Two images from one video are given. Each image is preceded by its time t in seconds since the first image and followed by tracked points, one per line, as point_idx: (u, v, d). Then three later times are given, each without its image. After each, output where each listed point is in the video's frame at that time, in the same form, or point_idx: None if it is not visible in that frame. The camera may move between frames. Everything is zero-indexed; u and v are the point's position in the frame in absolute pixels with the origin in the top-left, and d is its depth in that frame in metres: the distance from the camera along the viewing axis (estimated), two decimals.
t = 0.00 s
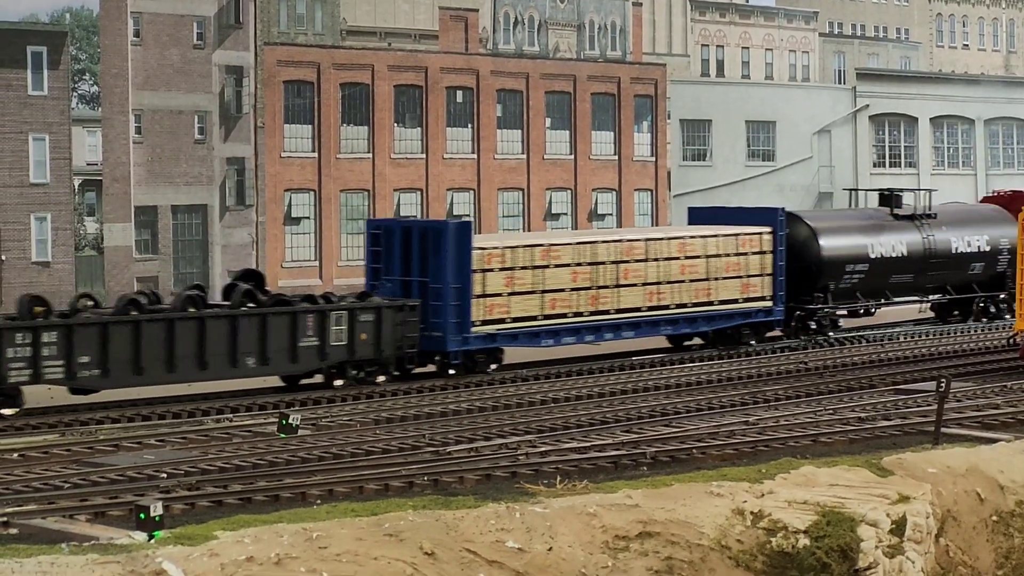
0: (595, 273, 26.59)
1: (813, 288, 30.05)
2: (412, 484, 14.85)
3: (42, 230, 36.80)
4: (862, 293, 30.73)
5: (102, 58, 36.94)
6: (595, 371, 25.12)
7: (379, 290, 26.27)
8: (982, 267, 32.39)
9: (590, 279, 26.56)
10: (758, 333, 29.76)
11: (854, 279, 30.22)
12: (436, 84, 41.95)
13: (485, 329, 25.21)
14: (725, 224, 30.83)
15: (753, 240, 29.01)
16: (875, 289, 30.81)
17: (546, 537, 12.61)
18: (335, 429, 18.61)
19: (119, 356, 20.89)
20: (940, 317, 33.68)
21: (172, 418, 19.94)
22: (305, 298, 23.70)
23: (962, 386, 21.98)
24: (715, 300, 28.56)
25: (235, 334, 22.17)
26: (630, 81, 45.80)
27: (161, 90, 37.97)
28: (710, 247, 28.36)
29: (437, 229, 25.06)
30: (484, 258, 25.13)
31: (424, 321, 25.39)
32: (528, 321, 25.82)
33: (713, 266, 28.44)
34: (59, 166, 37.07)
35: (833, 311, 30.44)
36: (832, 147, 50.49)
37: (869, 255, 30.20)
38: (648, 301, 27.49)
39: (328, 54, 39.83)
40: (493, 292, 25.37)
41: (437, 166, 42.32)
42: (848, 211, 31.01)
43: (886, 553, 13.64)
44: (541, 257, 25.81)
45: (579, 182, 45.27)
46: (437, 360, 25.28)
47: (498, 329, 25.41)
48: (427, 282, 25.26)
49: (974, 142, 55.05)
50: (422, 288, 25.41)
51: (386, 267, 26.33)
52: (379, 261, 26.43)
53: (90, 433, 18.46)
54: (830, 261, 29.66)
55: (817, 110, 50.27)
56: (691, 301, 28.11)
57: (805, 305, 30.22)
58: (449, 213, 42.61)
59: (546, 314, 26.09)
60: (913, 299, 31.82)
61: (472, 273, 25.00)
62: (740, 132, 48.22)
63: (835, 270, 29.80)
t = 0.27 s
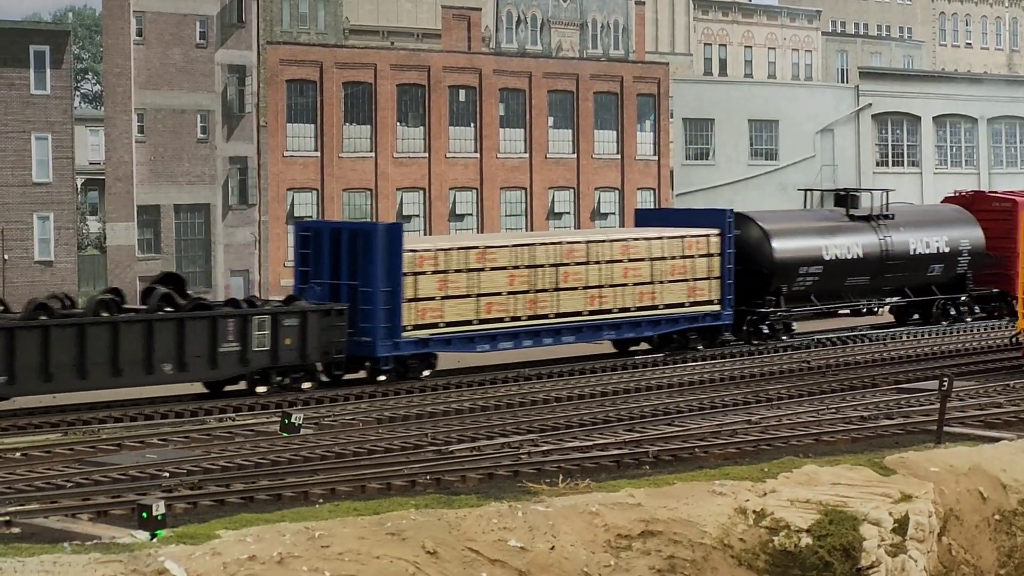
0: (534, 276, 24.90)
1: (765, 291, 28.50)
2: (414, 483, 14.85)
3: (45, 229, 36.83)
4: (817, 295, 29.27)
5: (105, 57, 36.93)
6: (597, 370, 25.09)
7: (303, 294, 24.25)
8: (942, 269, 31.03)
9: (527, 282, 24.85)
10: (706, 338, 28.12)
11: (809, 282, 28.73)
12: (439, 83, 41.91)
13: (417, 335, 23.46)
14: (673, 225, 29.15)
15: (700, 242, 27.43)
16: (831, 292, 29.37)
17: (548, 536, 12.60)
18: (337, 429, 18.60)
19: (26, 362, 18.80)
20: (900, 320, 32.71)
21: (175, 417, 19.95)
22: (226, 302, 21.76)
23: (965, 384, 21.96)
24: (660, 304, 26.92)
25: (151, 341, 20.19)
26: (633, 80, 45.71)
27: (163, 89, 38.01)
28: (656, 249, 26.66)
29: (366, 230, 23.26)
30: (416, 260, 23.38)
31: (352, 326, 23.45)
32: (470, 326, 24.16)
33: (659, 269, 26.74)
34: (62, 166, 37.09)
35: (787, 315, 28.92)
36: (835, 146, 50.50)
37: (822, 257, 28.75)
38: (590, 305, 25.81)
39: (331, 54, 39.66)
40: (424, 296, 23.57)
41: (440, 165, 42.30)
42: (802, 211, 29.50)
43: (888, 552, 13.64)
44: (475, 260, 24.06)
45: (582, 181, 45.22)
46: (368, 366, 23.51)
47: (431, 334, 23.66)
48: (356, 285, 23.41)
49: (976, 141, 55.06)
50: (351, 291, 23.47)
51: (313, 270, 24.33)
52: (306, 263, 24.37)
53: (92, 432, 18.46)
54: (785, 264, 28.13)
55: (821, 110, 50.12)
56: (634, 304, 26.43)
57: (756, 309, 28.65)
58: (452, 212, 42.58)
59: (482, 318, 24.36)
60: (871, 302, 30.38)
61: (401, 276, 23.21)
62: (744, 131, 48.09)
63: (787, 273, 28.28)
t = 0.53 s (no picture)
0: (468, 281, 24.23)
1: (712, 296, 27.90)
2: (417, 483, 14.86)
3: (48, 229, 36.89)
4: (767, 300, 28.70)
5: (107, 58, 37.00)
6: (600, 371, 25.08)
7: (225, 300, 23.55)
8: (898, 272, 30.45)
9: (461, 287, 24.22)
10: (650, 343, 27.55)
11: (757, 286, 28.15)
12: (441, 83, 41.88)
13: (343, 341, 22.82)
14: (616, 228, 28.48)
15: (643, 245, 26.77)
16: (781, 296, 28.80)
17: (551, 536, 12.60)
18: (340, 429, 18.62)
19: None
20: (856, 324, 31.84)
21: (177, 418, 19.97)
22: (146, 308, 21.23)
23: (967, 384, 21.95)
24: (601, 309, 26.29)
25: (61, 346, 19.60)
26: (635, 80, 45.76)
27: (166, 89, 38.03)
28: (596, 253, 26.03)
29: (292, 233, 22.61)
30: (342, 264, 22.76)
31: (276, 332, 22.84)
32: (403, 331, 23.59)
33: (597, 274, 26.11)
34: (64, 166, 37.09)
35: (734, 320, 28.29)
36: (837, 146, 50.47)
37: (772, 260, 28.13)
38: (526, 310, 25.21)
39: (333, 54, 39.71)
40: (351, 301, 22.96)
41: (443, 166, 42.30)
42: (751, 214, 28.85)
43: (890, 552, 13.64)
44: (407, 263, 23.41)
45: (585, 181, 45.22)
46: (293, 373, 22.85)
47: (359, 339, 23.04)
48: (281, 290, 22.73)
49: (979, 140, 55.03)
50: (274, 297, 22.85)
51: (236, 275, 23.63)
52: (229, 268, 23.62)
53: (95, 433, 18.48)
54: (731, 269, 27.51)
55: (823, 110, 50.07)
56: (574, 310, 25.86)
57: (704, 313, 28.00)
58: (454, 212, 42.59)
59: (413, 324, 23.73)
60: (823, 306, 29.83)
61: (326, 281, 22.58)
62: (746, 131, 48.09)
63: (734, 278, 27.65)
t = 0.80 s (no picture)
0: (398, 286, 23.37)
1: (655, 302, 27.13)
2: (418, 484, 14.85)
3: (49, 230, 36.89)
4: (713, 305, 27.96)
5: (109, 59, 37.07)
6: (602, 372, 25.07)
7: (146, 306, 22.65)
8: (852, 276, 29.72)
9: (390, 292, 23.34)
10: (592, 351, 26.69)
11: (704, 292, 27.39)
12: (443, 84, 41.87)
13: (266, 348, 21.96)
14: (557, 232, 27.55)
15: (584, 250, 25.94)
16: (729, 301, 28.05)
17: (552, 537, 12.60)
18: (341, 430, 18.61)
19: None
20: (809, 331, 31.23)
21: (179, 419, 19.97)
22: (55, 314, 20.30)
23: (969, 385, 21.95)
24: (538, 316, 25.41)
25: None
26: (638, 80, 45.72)
27: (167, 90, 38.14)
28: (534, 258, 25.16)
29: (211, 235, 21.68)
30: (265, 270, 21.85)
31: (194, 339, 21.96)
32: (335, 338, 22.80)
33: (536, 280, 25.25)
34: (65, 167, 37.11)
35: (680, 326, 27.53)
36: (839, 147, 50.42)
37: (720, 266, 27.35)
38: (461, 317, 24.32)
39: (335, 55, 39.73)
40: (275, 308, 22.06)
41: (444, 167, 42.30)
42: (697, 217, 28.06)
43: (892, 553, 13.66)
44: (333, 268, 22.55)
45: (587, 182, 45.26)
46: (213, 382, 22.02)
47: (282, 347, 22.17)
48: (200, 296, 21.82)
49: (980, 141, 55.00)
50: (194, 303, 21.95)
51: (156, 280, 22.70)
52: (149, 272, 22.74)
53: (96, 434, 18.48)
54: (677, 274, 26.71)
55: (825, 111, 50.08)
56: (510, 316, 24.96)
57: (648, 320, 27.24)
58: (456, 213, 42.63)
59: (340, 331, 22.88)
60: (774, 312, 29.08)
61: (247, 287, 21.68)
62: (748, 132, 48.10)
63: (680, 283, 26.85)
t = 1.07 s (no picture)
0: (323, 294, 22.51)
1: (596, 311, 26.39)
2: (419, 487, 14.86)
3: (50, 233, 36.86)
4: (656, 313, 27.29)
5: (110, 62, 37.16)
6: (603, 375, 25.07)
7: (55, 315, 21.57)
8: (803, 283, 29.09)
9: (314, 300, 22.48)
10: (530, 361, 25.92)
11: (646, 300, 26.73)
12: (444, 87, 41.88)
13: (181, 359, 21.09)
14: (496, 237, 26.78)
15: (520, 256, 25.16)
16: (673, 309, 27.38)
17: (553, 540, 12.60)
18: (342, 433, 18.63)
19: None
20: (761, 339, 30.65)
21: (180, 422, 19.99)
22: None
23: (970, 388, 21.95)
24: (472, 324, 24.58)
25: None
26: (638, 83, 45.76)
27: (168, 93, 38.17)
28: (467, 265, 24.37)
29: (124, 242, 20.79)
30: (181, 277, 21.00)
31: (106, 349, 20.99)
32: (263, 347, 22.02)
33: (470, 287, 24.42)
34: (66, 170, 37.17)
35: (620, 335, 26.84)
36: (840, 150, 50.44)
37: (663, 273, 26.71)
38: (389, 326, 23.46)
39: (336, 57, 39.76)
40: (192, 316, 21.19)
41: (445, 170, 42.32)
42: (641, 223, 27.40)
43: (892, 556, 13.68)
44: (254, 275, 21.71)
45: (587, 184, 45.28)
46: (125, 393, 21.15)
47: (199, 357, 21.29)
48: (113, 304, 20.87)
49: (981, 144, 55.00)
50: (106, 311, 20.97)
51: (67, 286, 21.62)
52: (59, 279, 21.67)
53: (97, 437, 18.50)
54: (618, 282, 25.99)
55: (825, 114, 50.12)
56: (442, 325, 24.12)
57: (587, 329, 26.55)
58: (457, 216, 42.68)
59: (261, 340, 21.99)
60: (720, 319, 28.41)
61: (162, 293, 20.82)
62: (748, 134, 48.05)
63: (622, 291, 26.16)
